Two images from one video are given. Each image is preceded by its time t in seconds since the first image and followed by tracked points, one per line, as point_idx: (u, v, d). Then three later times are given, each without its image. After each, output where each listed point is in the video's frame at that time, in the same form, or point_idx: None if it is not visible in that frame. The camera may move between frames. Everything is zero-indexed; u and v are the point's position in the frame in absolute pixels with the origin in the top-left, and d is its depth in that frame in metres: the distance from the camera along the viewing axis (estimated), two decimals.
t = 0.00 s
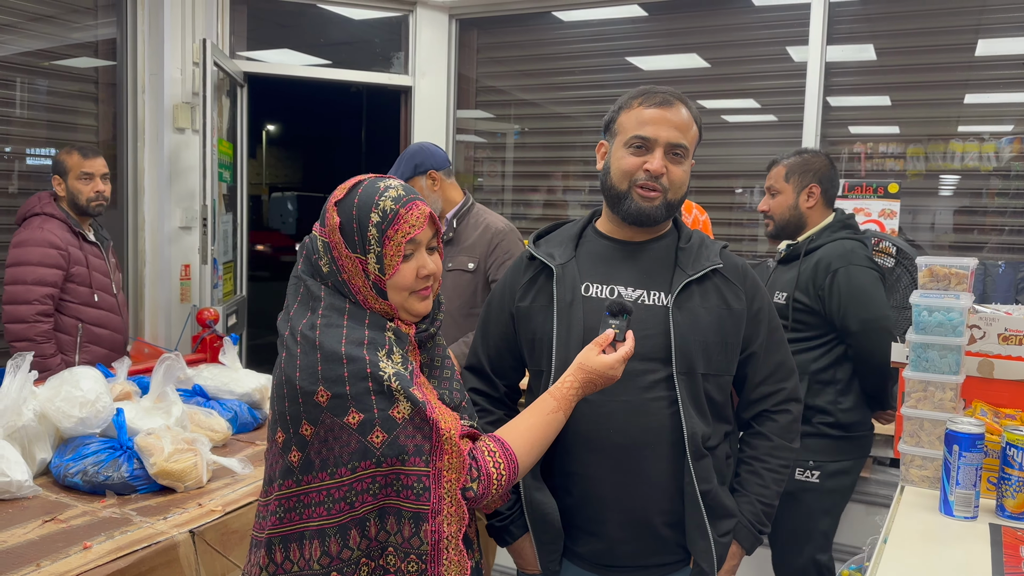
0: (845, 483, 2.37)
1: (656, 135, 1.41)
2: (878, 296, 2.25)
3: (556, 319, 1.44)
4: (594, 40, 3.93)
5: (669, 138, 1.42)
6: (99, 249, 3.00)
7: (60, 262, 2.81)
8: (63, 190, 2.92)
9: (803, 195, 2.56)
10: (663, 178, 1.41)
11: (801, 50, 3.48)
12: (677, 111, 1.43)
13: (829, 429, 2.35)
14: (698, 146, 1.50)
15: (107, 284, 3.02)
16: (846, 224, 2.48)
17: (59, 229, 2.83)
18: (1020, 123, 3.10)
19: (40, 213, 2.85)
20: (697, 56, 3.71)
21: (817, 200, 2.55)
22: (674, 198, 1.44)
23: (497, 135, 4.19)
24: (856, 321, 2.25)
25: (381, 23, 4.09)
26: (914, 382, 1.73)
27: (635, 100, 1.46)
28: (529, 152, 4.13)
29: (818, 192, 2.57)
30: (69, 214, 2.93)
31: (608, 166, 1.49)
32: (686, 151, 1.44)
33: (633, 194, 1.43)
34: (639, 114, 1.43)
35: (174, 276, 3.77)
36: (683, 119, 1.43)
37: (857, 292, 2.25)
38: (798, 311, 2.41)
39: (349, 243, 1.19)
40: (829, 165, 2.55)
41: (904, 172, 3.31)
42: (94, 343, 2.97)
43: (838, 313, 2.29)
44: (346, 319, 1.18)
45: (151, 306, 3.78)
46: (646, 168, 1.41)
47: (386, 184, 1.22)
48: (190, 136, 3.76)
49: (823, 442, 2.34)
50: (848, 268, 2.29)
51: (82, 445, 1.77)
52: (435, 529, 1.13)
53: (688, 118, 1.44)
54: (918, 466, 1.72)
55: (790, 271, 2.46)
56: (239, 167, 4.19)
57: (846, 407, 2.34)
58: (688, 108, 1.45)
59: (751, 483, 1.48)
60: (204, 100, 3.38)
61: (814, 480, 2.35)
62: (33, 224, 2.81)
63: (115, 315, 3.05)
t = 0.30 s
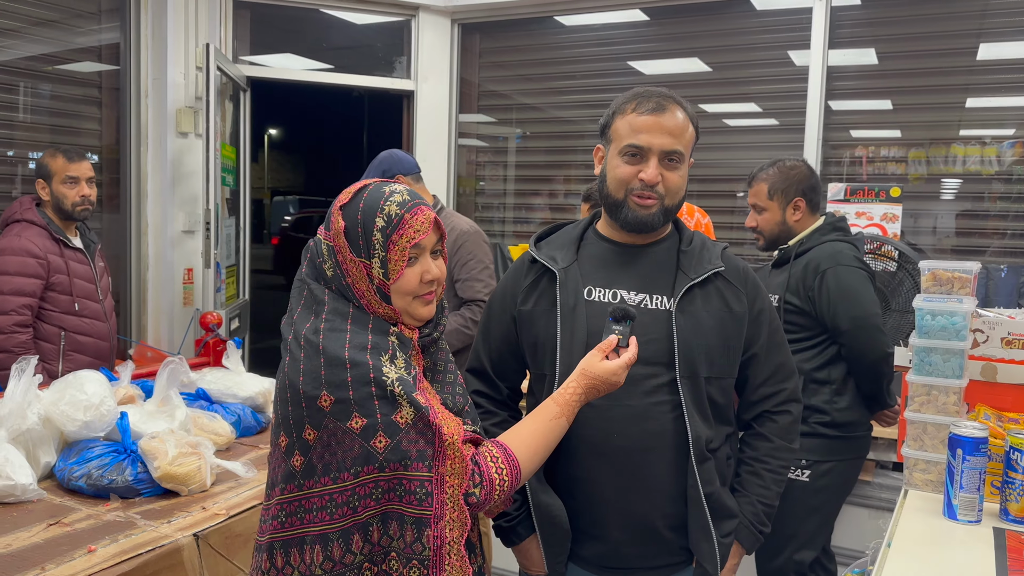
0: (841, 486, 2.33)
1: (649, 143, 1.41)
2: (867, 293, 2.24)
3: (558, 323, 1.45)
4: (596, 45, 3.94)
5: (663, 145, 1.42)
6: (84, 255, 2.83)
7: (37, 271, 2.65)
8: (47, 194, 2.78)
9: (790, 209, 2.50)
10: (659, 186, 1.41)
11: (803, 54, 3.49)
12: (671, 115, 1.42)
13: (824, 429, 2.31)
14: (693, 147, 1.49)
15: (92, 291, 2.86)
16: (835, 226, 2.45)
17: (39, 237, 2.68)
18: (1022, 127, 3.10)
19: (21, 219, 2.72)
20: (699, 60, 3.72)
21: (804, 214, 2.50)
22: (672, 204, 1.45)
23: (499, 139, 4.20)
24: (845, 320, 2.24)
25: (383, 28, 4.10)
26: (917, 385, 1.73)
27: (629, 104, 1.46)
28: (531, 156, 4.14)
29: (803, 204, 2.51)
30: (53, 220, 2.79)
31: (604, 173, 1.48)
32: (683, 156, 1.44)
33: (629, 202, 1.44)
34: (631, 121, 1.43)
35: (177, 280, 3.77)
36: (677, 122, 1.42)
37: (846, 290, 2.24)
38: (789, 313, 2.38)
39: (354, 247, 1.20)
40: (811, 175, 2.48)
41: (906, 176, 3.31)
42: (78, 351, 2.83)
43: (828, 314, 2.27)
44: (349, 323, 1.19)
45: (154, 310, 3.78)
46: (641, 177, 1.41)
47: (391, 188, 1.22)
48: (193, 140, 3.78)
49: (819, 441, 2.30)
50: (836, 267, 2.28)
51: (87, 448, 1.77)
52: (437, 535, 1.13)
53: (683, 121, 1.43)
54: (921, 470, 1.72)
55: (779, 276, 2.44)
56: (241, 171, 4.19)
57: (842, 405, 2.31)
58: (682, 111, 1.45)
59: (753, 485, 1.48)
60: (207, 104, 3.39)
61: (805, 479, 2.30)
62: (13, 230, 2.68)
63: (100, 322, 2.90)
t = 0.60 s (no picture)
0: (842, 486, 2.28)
1: (648, 142, 1.41)
2: (852, 302, 2.12)
3: (559, 324, 1.44)
4: (596, 45, 3.94)
5: (661, 144, 1.41)
6: (73, 257, 2.83)
7: (25, 275, 2.65)
8: (36, 196, 2.77)
9: (770, 217, 2.42)
10: (657, 186, 1.41)
11: (804, 54, 3.49)
12: (670, 114, 1.42)
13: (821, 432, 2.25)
14: (692, 144, 1.49)
15: (83, 293, 2.86)
16: (821, 229, 2.34)
17: (27, 240, 2.68)
18: None
19: (10, 222, 2.71)
20: (700, 60, 3.72)
21: (786, 221, 2.42)
22: (671, 203, 1.44)
23: (499, 139, 4.21)
24: (832, 332, 2.14)
25: (384, 28, 4.10)
26: (917, 384, 1.72)
27: (627, 103, 1.46)
28: (531, 156, 4.15)
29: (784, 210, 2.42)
30: (42, 223, 2.78)
31: (603, 172, 1.48)
32: (681, 154, 1.44)
33: (627, 203, 1.44)
34: (629, 119, 1.42)
35: (177, 281, 3.77)
36: (676, 121, 1.42)
37: (829, 303, 2.13)
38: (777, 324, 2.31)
39: (351, 247, 1.20)
40: (790, 179, 2.39)
41: (907, 176, 3.31)
42: (69, 354, 2.83)
43: (814, 326, 2.17)
44: (348, 323, 1.19)
45: (155, 311, 3.78)
46: (639, 177, 1.41)
47: (388, 188, 1.22)
48: (194, 142, 3.79)
49: (815, 445, 2.24)
50: (819, 278, 2.16)
51: (86, 449, 1.77)
52: (436, 534, 1.13)
53: (682, 119, 1.43)
54: (922, 469, 1.72)
55: (765, 284, 2.36)
56: (243, 172, 4.19)
57: (835, 409, 2.24)
58: (681, 109, 1.44)
59: (753, 486, 1.47)
60: (208, 105, 3.40)
61: (803, 483, 2.25)
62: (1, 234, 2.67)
63: (92, 324, 2.90)
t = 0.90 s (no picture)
0: (832, 489, 2.24)
1: (652, 142, 1.41)
2: (844, 309, 2.09)
3: (562, 325, 1.44)
4: (597, 47, 3.94)
5: (665, 145, 1.41)
6: (70, 257, 2.83)
7: (18, 274, 2.66)
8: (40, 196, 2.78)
9: (762, 214, 2.39)
10: (661, 185, 1.41)
11: (805, 56, 3.50)
12: (673, 114, 1.42)
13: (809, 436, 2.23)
14: (697, 146, 1.49)
15: (79, 293, 2.85)
16: (817, 229, 2.30)
17: (20, 241, 2.69)
18: None
19: (6, 224, 2.73)
20: (701, 62, 3.72)
21: (777, 218, 2.38)
22: (675, 203, 1.44)
23: (501, 141, 4.21)
24: (820, 338, 2.11)
25: (385, 30, 4.10)
26: (919, 386, 1.72)
27: (630, 105, 1.46)
28: (532, 157, 4.15)
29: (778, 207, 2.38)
30: (39, 223, 2.79)
31: (606, 173, 1.48)
32: (685, 155, 1.44)
33: (632, 203, 1.43)
34: (633, 120, 1.43)
35: (179, 282, 3.77)
36: (680, 121, 1.42)
37: (820, 308, 2.10)
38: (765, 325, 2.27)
39: (352, 248, 1.20)
40: (784, 176, 2.35)
41: (908, 177, 3.30)
42: (64, 354, 2.81)
43: (802, 331, 2.14)
44: (348, 326, 1.19)
45: (157, 313, 3.79)
46: (643, 177, 1.41)
47: (389, 189, 1.23)
48: (196, 143, 3.78)
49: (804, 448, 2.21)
50: (812, 282, 2.12)
51: (88, 451, 1.77)
52: (434, 538, 1.13)
53: (686, 120, 1.43)
54: (923, 471, 1.72)
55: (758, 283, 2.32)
56: (244, 173, 4.20)
57: (823, 413, 2.22)
58: (686, 110, 1.44)
59: (756, 490, 1.47)
60: (210, 107, 3.40)
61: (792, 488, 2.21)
62: None
63: (88, 325, 2.89)
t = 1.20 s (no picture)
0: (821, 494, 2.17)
1: (657, 140, 1.41)
2: (833, 312, 2.06)
3: (567, 325, 1.45)
4: (598, 46, 3.94)
5: (670, 143, 1.42)
6: (70, 258, 2.82)
7: (19, 277, 2.65)
8: (73, 206, 2.79)
9: (765, 207, 2.37)
10: (666, 184, 1.41)
11: (806, 56, 3.50)
12: (678, 113, 1.42)
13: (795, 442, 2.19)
14: (703, 145, 1.49)
15: (77, 296, 2.87)
16: (819, 229, 2.27)
17: (23, 242, 2.67)
18: None
19: (5, 224, 2.69)
20: (702, 62, 3.72)
21: (781, 212, 2.36)
22: (680, 202, 1.44)
23: (502, 141, 4.21)
24: (807, 340, 2.08)
25: (387, 30, 4.11)
26: (921, 385, 1.72)
27: (635, 104, 1.46)
28: (534, 158, 4.15)
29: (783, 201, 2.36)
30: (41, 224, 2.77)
31: (611, 172, 1.49)
32: (691, 154, 1.44)
33: (637, 201, 1.43)
34: (638, 119, 1.43)
35: (182, 282, 3.77)
36: (685, 120, 1.43)
37: (809, 308, 2.07)
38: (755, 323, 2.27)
39: (353, 246, 1.21)
40: (790, 170, 2.32)
41: (910, 177, 3.31)
42: (62, 358, 2.84)
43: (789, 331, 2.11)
44: (349, 324, 1.19)
45: (159, 314, 3.80)
46: (648, 175, 1.41)
47: (389, 188, 1.23)
48: (197, 144, 3.79)
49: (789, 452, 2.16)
50: (804, 282, 2.11)
51: (91, 450, 1.78)
52: (432, 539, 1.13)
53: (691, 119, 1.44)
54: (926, 470, 1.72)
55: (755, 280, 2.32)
56: (246, 174, 4.20)
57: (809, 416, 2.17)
58: (691, 109, 1.45)
59: (761, 491, 1.47)
60: (212, 108, 3.41)
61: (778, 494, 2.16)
62: None
63: (85, 328, 2.91)
